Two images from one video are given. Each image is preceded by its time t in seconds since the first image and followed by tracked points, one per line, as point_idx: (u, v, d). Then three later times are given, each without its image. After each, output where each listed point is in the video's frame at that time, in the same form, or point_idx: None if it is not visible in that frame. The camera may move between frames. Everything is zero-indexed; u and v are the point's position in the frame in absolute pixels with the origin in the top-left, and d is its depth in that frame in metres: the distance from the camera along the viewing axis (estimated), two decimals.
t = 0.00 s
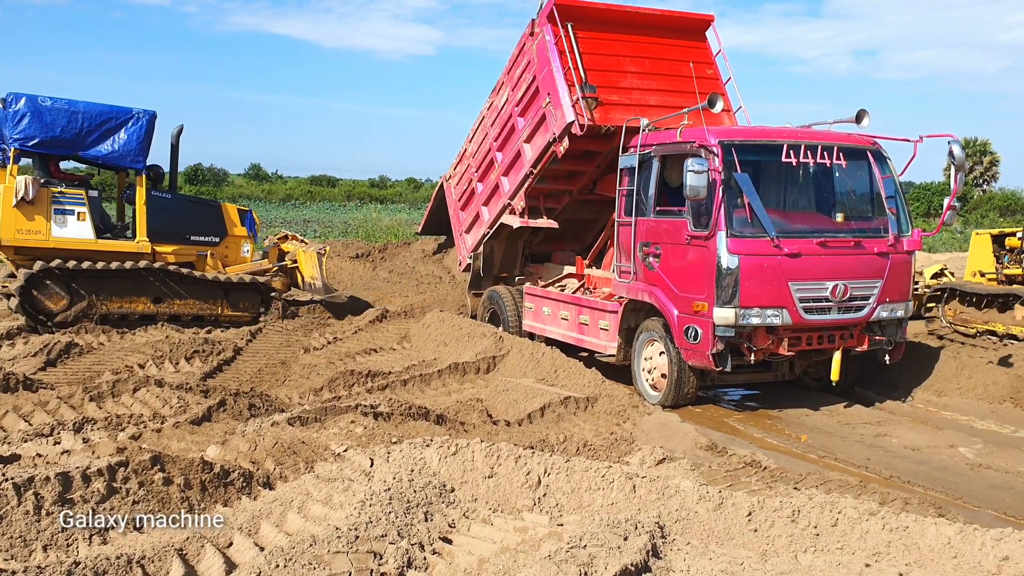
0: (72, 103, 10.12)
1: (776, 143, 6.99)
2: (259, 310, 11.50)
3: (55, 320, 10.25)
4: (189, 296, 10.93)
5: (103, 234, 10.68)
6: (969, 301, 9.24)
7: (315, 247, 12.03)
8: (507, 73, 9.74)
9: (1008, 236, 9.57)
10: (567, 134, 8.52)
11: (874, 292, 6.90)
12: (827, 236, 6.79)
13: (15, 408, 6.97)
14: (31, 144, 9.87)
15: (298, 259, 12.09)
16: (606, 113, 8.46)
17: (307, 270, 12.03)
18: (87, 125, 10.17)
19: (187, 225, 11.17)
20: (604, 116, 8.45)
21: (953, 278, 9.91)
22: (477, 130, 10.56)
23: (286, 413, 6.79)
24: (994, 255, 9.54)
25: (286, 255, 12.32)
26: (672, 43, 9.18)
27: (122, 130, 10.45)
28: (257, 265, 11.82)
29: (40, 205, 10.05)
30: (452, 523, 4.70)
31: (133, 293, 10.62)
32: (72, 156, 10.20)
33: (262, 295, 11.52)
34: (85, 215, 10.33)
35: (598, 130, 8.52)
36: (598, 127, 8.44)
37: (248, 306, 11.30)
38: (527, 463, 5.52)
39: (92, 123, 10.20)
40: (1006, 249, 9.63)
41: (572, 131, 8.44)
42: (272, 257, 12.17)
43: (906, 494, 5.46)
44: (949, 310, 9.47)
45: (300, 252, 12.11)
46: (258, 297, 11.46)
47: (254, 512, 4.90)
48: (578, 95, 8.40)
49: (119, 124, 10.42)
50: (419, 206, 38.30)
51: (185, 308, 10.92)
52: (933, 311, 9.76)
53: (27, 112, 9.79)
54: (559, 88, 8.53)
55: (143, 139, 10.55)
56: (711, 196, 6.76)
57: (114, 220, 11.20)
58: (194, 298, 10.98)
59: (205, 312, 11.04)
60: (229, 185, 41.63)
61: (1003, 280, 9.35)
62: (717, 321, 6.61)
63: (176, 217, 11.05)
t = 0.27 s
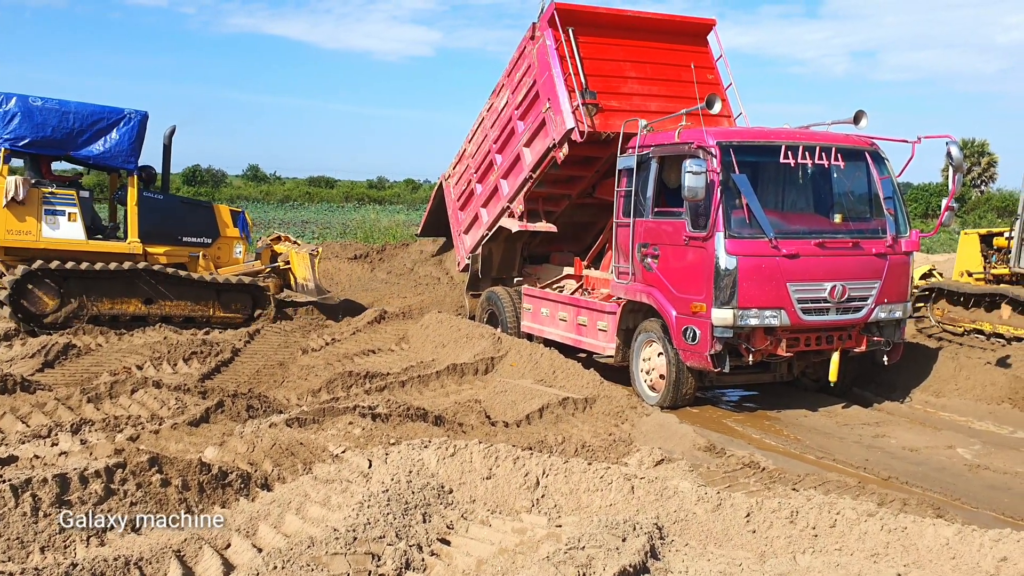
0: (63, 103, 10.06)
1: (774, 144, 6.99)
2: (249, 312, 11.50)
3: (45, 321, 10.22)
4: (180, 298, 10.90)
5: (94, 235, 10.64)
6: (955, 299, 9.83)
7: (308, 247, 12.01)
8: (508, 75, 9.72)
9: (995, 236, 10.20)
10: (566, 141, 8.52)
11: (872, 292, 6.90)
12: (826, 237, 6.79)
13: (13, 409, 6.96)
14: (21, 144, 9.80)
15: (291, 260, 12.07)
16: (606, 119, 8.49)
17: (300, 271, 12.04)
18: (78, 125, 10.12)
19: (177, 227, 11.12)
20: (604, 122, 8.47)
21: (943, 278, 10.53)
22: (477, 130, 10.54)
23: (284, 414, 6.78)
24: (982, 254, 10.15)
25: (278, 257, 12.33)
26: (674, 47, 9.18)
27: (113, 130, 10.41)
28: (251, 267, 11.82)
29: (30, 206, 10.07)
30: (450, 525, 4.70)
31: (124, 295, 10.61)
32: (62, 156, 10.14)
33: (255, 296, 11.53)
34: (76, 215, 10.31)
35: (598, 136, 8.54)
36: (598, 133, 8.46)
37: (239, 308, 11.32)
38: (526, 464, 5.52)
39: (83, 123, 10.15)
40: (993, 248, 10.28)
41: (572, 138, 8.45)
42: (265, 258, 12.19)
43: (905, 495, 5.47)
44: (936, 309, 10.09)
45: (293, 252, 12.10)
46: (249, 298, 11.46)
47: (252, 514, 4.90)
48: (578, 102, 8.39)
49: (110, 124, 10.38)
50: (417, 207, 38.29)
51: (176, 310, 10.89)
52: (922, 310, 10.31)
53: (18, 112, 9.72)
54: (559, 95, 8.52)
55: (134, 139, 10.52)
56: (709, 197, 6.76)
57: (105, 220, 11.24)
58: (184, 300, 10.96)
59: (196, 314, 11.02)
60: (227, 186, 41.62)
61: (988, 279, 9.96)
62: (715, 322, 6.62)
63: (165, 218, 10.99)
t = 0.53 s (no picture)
0: (59, 104, 10.06)
1: (771, 145, 7.00)
2: (246, 314, 11.44)
3: (42, 323, 10.23)
4: (177, 299, 10.87)
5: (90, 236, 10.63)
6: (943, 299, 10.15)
7: (305, 249, 11.89)
8: (508, 78, 9.71)
9: (982, 237, 10.93)
10: (566, 148, 8.53)
11: (870, 294, 6.91)
12: (823, 238, 6.80)
13: (10, 411, 6.95)
14: (17, 145, 9.80)
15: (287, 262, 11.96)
16: (606, 126, 8.49)
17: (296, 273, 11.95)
18: (74, 127, 10.13)
19: (174, 229, 11.12)
20: (604, 129, 8.47)
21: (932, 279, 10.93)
22: (476, 132, 10.54)
23: (281, 416, 6.77)
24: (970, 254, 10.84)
25: (275, 259, 12.20)
26: (675, 53, 9.18)
27: (110, 131, 10.41)
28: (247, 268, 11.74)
29: (27, 208, 10.07)
30: (447, 526, 4.69)
31: (121, 296, 10.58)
32: (58, 157, 10.14)
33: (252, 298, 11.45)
34: (72, 217, 10.29)
35: (598, 144, 8.53)
36: (597, 141, 8.46)
37: (236, 310, 11.24)
38: (523, 466, 5.52)
39: (79, 124, 10.16)
40: (980, 248, 11.02)
41: (571, 145, 8.45)
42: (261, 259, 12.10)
43: (903, 496, 5.47)
44: (925, 308, 10.43)
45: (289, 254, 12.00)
46: (247, 299, 11.35)
47: (249, 515, 4.89)
48: (578, 108, 8.39)
49: (106, 125, 10.39)
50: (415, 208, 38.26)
51: (174, 312, 10.87)
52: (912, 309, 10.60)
53: (14, 114, 9.73)
54: (559, 101, 8.52)
55: (131, 140, 10.51)
56: (706, 198, 6.76)
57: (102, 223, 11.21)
58: (182, 301, 10.92)
59: (193, 315, 10.99)
60: (225, 187, 41.58)
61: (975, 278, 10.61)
62: (713, 323, 6.62)
63: (161, 220, 11.00)
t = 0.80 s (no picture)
0: (65, 106, 10.04)
1: (769, 147, 7.00)
2: (251, 316, 11.44)
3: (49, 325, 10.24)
4: (182, 300, 10.90)
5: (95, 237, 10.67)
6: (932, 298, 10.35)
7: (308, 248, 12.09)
8: (508, 81, 9.68)
9: (970, 236, 11.13)
10: (566, 155, 8.54)
11: (868, 295, 6.91)
12: (822, 239, 6.80)
13: (8, 412, 6.94)
14: (24, 147, 9.78)
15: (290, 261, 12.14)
16: (606, 133, 8.47)
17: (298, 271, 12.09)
18: (81, 128, 10.08)
19: (178, 229, 11.10)
20: (604, 136, 8.47)
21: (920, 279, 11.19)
22: (476, 134, 10.52)
23: (279, 417, 6.77)
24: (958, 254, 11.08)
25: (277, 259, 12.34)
26: (675, 59, 9.19)
27: (115, 133, 10.33)
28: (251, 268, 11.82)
29: (33, 210, 10.06)
30: (446, 527, 4.69)
31: (126, 297, 10.58)
32: (65, 159, 10.10)
33: (257, 300, 11.48)
34: (79, 219, 10.32)
35: (598, 150, 8.52)
36: (597, 147, 8.45)
37: (242, 310, 11.27)
38: (522, 467, 5.51)
39: (86, 126, 10.11)
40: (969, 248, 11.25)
41: (571, 152, 8.45)
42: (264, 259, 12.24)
43: (901, 497, 5.47)
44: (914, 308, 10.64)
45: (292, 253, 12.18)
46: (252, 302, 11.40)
47: (248, 517, 4.88)
48: (578, 116, 8.39)
49: (113, 127, 10.33)
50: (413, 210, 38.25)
51: (179, 313, 10.91)
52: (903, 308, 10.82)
53: (20, 115, 9.71)
54: (560, 107, 8.52)
55: (137, 142, 10.45)
56: (705, 199, 6.77)
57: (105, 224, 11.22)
58: (187, 302, 10.95)
59: (198, 317, 11.04)
60: (223, 189, 41.57)
61: (964, 278, 10.89)
62: (711, 325, 6.62)
63: (162, 221, 10.95)
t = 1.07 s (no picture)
0: (73, 109, 10.08)
1: (767, 148, 7.00)
2: (259, 316, 11.44)
3: (60, 327, 10.28)
4: (191, 301, 10.93)
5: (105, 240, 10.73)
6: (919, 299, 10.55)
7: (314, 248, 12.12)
8: (508, 84, 9.67)
9: (957, 236, 11.14)
10: (565, 162, 8.55)
11: (866, 296, 6.91)
12: (819, 241, 6.81)
13: (5, 414, 6.93)
14: (33, 151, 9.84)
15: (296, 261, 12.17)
16: (605, 140, 8.51)
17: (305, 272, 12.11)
18: (89, 131, 10.13)
19: (186, 230, 11.10)
20: (604, 143, 8.49)
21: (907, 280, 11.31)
22: (475, 135, 10.51)
23: (277, 418, 6.76)
24: (945, 254, 11.10)
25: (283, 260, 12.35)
26: (676, 64, 9.19)
27: (123, 136, 10.39)
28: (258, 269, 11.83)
29: (42, 213, 10.06)
30: (443, 529, 4.69)
31: (136, 299, 10.60)
32: (73, 162, 10.16)
33: (264, 300, 11.51)
34: (87, 222, 10.35)
35: (597, 158, 8.55)
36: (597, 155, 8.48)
37: (251, 311, 11.26)
38: (520, 468, 5.51)
39: (94, 129, 10.16)
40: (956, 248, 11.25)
41: (570, 159, 8.47)
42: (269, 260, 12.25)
43: (899, 498, 5.47)
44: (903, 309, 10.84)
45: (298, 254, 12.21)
46: (259, 303, 11.44)
47: (245, 518, 4.88)
48: (578, 123, 8.39)
49: (120, 129, 10.37)
50: (412, 211, 38.23)
51: (187, 314, 10.93)
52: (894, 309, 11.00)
53: (29, 119, 9.76)
54: (560, 114, 8.52)
55: (144, 145, 10.51)
56: (702, 201, 6.77)
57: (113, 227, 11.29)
58: (196, 304, 10.98)
59: (207, 318, 11.03)
60: (221, 190, 41.56)
61: (951, 278, 10.93)
62: (709, 326, 6.62)
63: (171, 223, 10.95)
